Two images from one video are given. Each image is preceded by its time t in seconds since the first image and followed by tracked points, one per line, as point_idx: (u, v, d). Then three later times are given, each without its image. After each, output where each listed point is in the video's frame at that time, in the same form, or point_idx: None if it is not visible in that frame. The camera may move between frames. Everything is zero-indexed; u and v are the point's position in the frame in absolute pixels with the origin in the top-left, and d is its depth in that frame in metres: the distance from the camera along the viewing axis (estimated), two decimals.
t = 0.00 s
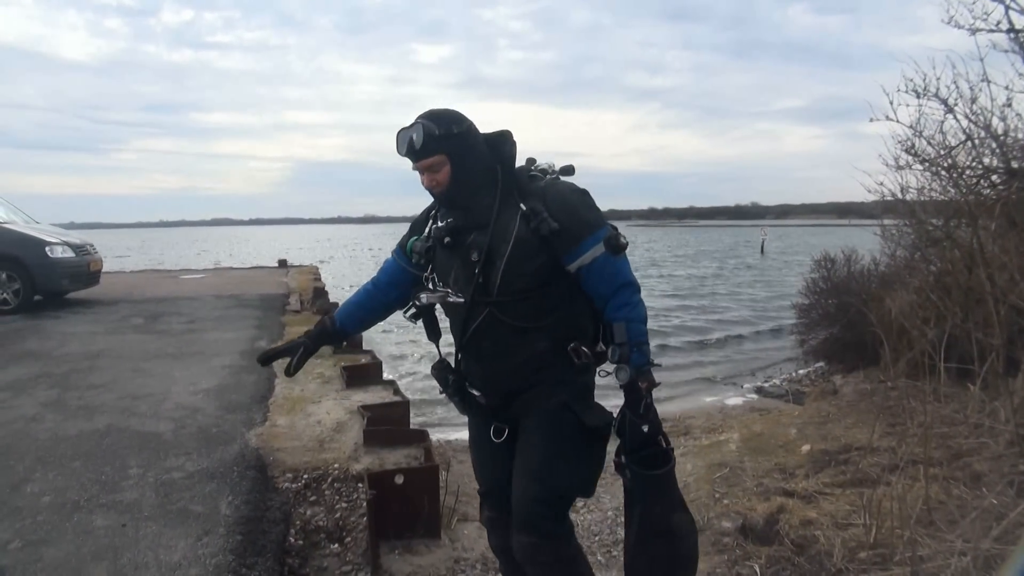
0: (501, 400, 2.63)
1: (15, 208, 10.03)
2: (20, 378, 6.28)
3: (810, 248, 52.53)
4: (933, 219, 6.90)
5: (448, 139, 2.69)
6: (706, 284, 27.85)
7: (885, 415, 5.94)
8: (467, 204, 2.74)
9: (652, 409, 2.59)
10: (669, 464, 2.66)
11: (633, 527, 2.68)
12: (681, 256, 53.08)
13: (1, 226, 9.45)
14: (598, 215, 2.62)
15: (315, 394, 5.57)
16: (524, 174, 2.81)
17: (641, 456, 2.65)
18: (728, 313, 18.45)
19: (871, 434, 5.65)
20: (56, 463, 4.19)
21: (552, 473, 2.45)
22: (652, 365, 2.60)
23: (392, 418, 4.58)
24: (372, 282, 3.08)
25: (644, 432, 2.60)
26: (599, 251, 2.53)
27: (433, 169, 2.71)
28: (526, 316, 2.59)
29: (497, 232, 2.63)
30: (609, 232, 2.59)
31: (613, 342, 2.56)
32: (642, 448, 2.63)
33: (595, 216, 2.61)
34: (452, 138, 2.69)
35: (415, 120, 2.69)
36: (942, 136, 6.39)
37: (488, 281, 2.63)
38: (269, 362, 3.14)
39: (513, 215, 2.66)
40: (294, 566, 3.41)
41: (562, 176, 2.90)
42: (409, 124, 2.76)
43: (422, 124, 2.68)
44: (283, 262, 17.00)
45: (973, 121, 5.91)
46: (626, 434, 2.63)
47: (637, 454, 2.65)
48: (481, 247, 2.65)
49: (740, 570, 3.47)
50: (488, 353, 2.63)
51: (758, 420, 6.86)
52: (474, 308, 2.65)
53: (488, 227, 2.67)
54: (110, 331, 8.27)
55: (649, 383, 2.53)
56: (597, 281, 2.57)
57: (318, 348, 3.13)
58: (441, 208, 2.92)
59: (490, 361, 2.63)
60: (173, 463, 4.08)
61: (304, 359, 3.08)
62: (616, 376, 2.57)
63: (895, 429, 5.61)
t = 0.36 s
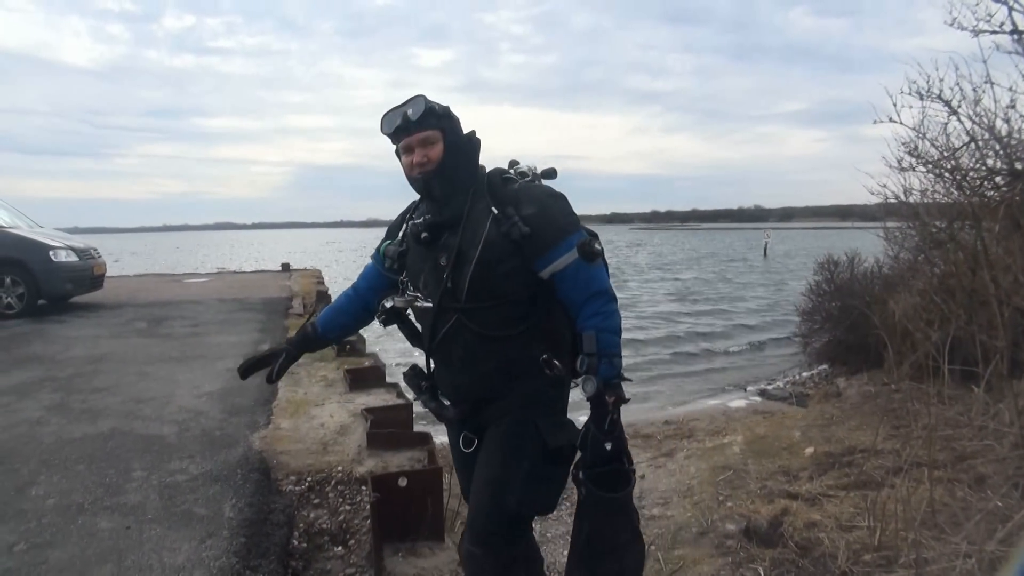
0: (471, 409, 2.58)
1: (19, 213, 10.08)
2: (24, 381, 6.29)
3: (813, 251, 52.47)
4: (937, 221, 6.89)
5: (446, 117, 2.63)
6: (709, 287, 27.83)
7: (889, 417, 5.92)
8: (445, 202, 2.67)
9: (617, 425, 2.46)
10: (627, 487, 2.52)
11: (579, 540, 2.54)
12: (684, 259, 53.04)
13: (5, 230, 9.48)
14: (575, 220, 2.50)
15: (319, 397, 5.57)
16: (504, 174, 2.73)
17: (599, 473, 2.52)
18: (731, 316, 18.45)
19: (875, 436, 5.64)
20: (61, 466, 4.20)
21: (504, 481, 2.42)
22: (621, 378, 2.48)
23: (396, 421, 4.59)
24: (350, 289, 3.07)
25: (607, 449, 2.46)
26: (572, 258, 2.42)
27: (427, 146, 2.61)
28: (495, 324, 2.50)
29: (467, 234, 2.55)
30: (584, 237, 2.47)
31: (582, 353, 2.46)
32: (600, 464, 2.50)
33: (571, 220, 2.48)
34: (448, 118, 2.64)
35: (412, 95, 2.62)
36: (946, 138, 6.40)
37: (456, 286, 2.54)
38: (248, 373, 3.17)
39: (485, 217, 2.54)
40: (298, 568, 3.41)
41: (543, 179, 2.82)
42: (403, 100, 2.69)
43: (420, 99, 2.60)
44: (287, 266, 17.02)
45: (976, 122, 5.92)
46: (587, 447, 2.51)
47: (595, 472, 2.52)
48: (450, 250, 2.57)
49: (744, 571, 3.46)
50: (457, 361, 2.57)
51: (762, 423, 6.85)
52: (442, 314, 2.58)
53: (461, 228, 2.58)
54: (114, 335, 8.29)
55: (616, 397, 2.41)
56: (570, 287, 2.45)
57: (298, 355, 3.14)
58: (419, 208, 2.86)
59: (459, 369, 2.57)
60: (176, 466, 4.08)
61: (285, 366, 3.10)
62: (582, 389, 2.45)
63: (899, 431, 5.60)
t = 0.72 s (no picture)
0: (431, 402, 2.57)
1: (25, 215, 10.12)
2: (30, 382, 6.31)
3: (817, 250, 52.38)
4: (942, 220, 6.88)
5: (425, 98, 2.61)
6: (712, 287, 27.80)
7: (894, 417, 5.91)
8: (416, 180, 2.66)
9: (579, 435, 2.33)
10: (586, 501, 2.38)
11: (534, 561, 2.38)
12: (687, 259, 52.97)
13: (10, 232, 9.51)
14: (553, 217, 2.47)
15: (323, 398, 5.58)
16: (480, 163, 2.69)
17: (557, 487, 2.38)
18: (735, 316, 18.43)
19: (881, 436, 5.63)
20: (67, 465, 4.22)
21: (479, 494, 2.45)
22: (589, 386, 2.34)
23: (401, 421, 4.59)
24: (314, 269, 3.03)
25: (566, 460, 2.33)
26: (545, 255, 2.37)
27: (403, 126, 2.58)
28: (463, 317, 2.48)
29: (438, 223, 2.54)
30: (560, 236, 2.42)
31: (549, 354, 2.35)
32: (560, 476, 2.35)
33: (547, 216, 2.45)
34: (427, 100, 2.63)
35: (390, 74, 2.60)
36: (951, 136, 6.38)
37: (423, 276, 2.52)
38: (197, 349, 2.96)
39: (458, 207, 2.51)
40: (303, 567, 3.42)
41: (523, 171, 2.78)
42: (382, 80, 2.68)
43: (398, 77, 2.58)
44: (290, 266, 17.01)
45: (981, 120, 5.90)
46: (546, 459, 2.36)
47: (553, 486, 2.38)
48: (419, 238, 2.55)
49: (751, 572, 3.46)
50: (421, 354, 2.55)
51: (767, 422, 6.84)
52: (408, 304, 2.57)
53: (432, 216, 2.56)
54: (119, 336, 8.31)
55: (580, 406, 2.30)
56: (541, 285, 2.39)
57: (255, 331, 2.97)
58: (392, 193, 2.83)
59: (422, 362, 2.56)
60: (182, 466, 4.09)
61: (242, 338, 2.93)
62: (546, 393, 2.33)
63: (906, 431, 5.59)
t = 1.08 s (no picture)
0: (388, 410, 2.55)
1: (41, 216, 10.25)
2: (49, 382, 6.37)
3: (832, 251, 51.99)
4: (961, 219, 6.79)
5: (369, 101, 2.61)
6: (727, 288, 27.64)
7: (915, 420, 5.85)
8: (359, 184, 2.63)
9: (547, 434, 2.32)
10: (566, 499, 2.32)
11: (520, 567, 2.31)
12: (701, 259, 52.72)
13: (29, 234, 9.62)
14: (502, 217, 2.42)
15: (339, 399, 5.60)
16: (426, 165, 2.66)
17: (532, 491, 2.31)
18: (750, 317, 18.32)
19: (901, 439, 5.57)
20: (88, 465, 4.25)
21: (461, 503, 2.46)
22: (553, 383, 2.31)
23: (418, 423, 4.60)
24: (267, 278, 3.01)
25: (537, 461, 2.30)
26: (494, 257, 2.32)
27: (347, 129, 2.58)
28: (415, 324, 2.48)
29: (383, 228, 2.52)
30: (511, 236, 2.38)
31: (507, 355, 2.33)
32: (532, 480, 2.31)
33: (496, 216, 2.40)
34: (371, 102, 2.61)
35: (333, 78, 2.60)
36: (971, 134, 6.30)
37: (371, 283, 2.51)
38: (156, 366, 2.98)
39: (405, 211, 2.48)
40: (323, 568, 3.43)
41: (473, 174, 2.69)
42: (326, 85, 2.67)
43: (341, 81, 2.58)
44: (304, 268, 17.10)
45: (1003, 117, 5.81)
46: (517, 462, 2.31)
47: (530, 489, 2.30)
48: (366, 244, 2.54)
49: None
50: (375, 361, 2.54)
51: (784, 424, 6.78)
52: (358, 311, 2.55)
53: (379, 221, 2.54)
54: (136, 337, 8.38)
55: (545, 404, 2.27)
56: (492, 289, 2.34)
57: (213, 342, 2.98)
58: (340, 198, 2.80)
59: (377, 369, 2.53)
60: (201, 466, 4.12)
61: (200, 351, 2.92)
62: (509, 395, 2.30)
63: (927, 435, 5.52)
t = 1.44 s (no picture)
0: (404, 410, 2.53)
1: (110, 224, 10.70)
2: (124, 384, 6.63)
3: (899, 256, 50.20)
4: None
5: (336, 113, 2.55)
6: (790, 293, 26.95)
7: (997, 434, 5.58)
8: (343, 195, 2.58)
9: (557, 404, 2.25)
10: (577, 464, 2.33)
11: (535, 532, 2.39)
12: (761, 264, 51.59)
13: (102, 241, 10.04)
14: (485, 202, 2.40)
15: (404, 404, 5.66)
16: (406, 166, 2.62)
17: (544, 457, 2.31)
18: (814, 324, 17.81)
19: (982, 453, 5.32)
20: (161, 464, 4.40)
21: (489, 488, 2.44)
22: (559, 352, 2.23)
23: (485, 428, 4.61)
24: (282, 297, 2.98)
25: (549, 431, 2.24)
26: (485, 240, 2.28)
27: (317, 142, 2.52)
28: (418, 319, 2.45)
29: (375, 231, 2.50)
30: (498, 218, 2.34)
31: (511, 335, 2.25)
32: (543, 449, 2.30)
33: (479, 203, 2.38)
34: (338, 114, 2.56)
35: (298, 97, 2.56)
36: None
37: (372, 284, 2.48)
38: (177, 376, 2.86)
39: (391, 211, 2.48)
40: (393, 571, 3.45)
41: (455, 165, 2.63)
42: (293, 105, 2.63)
43: (305, 99, 2.54)
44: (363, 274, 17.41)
45: None
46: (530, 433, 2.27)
47: (539, 458, 2.31)
48: (360, 249, 2.50)
49: None
50: (384, 361, 2.51)
51: (855, 435, 6.56)
52: (363, 315, 2.52)
53: (369, 225, 2.52)
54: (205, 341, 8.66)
55: (551, 375, 2.19)
56: (488, 271, 2.28)
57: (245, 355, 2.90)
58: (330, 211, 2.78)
59: (387, 369, 2.51)
60: (271, 467, 4.22)
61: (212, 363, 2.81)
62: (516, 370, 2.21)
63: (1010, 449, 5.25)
